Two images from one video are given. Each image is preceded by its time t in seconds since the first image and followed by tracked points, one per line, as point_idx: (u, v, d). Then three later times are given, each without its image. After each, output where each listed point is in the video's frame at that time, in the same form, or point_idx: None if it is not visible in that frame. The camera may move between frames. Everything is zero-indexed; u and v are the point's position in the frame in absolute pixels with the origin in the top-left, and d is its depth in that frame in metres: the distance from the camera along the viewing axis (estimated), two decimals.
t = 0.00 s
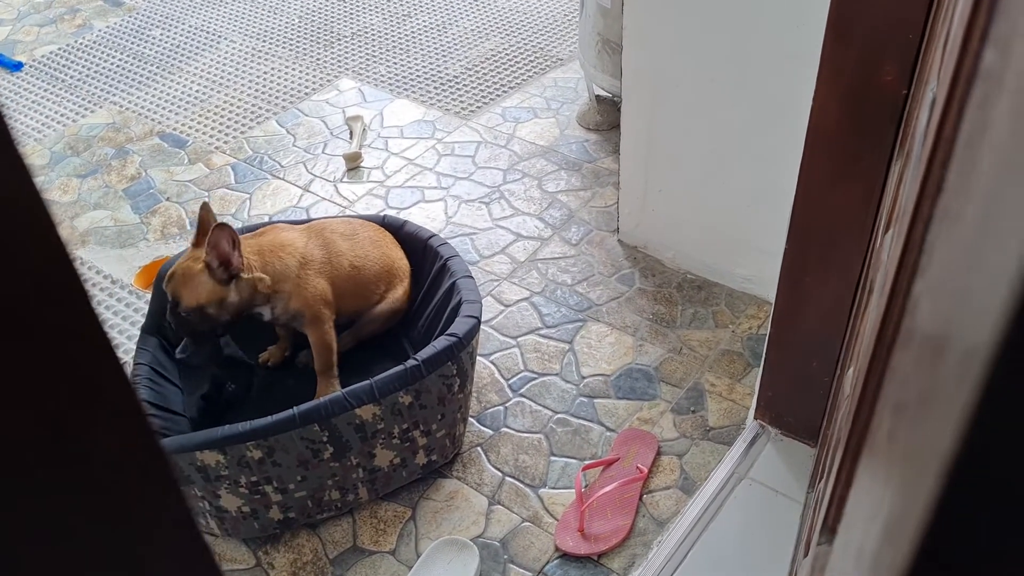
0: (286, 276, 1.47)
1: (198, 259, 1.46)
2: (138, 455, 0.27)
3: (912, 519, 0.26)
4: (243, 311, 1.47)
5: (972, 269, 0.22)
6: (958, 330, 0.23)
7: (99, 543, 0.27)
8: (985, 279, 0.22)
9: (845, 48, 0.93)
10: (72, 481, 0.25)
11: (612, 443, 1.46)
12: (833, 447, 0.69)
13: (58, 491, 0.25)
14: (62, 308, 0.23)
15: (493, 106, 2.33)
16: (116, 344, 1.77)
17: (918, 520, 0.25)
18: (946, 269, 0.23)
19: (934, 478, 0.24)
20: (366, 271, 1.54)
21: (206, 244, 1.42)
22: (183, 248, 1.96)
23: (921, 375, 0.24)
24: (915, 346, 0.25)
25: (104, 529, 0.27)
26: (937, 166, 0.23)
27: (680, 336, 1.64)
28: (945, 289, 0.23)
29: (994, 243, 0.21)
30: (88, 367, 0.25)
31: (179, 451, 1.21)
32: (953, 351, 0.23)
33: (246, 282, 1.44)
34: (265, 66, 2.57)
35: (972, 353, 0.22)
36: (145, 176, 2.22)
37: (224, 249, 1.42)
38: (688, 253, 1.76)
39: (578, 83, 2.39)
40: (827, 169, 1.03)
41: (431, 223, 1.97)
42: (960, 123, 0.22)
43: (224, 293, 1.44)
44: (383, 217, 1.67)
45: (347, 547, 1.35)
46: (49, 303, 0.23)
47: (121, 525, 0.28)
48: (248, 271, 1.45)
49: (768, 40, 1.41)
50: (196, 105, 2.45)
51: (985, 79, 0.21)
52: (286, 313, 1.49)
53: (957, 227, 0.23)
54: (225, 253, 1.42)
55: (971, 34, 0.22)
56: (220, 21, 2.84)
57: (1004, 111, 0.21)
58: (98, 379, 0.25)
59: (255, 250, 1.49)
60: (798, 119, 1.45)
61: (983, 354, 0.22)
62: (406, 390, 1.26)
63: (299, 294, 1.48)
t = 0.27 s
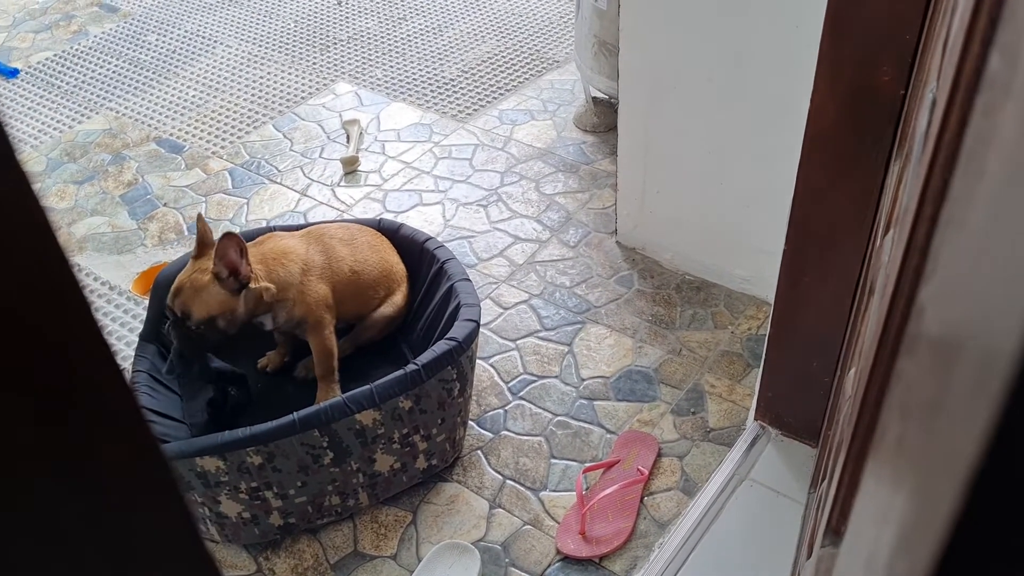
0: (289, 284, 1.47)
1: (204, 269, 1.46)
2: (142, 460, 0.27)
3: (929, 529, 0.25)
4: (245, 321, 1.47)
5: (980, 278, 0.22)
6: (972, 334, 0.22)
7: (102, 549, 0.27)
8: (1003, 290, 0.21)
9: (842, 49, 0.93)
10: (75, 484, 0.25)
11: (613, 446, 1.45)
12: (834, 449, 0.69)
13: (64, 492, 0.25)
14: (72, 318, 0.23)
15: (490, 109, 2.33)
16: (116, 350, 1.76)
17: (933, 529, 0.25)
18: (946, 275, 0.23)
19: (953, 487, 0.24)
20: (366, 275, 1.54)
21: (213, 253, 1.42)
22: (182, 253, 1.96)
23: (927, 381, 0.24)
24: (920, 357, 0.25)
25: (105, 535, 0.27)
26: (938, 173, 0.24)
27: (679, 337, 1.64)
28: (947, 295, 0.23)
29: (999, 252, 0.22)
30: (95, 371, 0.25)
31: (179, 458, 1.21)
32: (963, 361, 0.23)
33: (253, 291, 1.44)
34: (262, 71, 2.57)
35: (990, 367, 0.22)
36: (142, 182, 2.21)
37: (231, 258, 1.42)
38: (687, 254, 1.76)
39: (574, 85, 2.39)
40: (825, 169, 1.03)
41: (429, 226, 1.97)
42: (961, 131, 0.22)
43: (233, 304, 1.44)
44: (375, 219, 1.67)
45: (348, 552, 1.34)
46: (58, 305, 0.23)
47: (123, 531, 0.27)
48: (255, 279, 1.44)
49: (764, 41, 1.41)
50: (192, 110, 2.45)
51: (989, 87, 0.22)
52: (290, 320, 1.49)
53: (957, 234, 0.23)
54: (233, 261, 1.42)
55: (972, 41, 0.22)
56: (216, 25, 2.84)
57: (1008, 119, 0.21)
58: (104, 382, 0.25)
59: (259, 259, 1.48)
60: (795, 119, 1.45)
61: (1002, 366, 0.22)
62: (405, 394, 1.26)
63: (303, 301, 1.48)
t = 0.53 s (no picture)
0: (290, 292, 1.47)
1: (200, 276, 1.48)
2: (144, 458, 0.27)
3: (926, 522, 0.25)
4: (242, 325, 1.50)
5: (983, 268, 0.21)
6: (978, 334, 0.21)
7: (106, 547, 0.26)
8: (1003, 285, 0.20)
9: (841, 47, 0.93)
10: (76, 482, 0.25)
11: (612, 445, 1.45)
12: (835, 446, 0.69)
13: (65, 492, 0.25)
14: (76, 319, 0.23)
15: (487, 109, 2.32)
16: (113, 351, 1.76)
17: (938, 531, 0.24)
18: (955, 266, 0.22)
19: (956, 491, 0.23)
20: (367, 279, 1.54)
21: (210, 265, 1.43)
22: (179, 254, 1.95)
23: (936, 375, 0.23)
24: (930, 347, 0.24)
25: (108, 534, 0.26)
26: (945, 163, 0.23)
27: (678, 336, 1.64)
28: (955, 287, 0.22)
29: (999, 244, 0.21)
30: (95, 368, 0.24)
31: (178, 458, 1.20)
32: (965, 356, 0.22)
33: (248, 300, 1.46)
34: (258, 71, 2.57)
35: (998, 375, 0.21)
36: (139, 183, 2.21)
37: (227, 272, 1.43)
38: (685, 253, 1.76)
39: (571, 85, 2.39)
40: (824, 167, 1.03)
41: (426, 226, 1.96)
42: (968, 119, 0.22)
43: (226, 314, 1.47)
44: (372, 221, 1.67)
45: (347, 553, 1.34)
46: (59, 301, 0.23)
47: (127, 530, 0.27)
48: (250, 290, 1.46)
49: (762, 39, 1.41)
50: (189, 111, 2.44)
51: (996, 72, 0.21)
52: (291, 323, 1.49)
53: (967, 224, 0.22)
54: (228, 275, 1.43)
55: (981, 25, 0.22)
56: (212, 26, 2.83)
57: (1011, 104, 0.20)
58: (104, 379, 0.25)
59: (260, 268, 1.49)
60: (793, 118, 1.46)
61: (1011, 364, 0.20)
62: (405, 394, 1.26)
63: (304, 306, 1.48)
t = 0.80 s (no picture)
0: (280, 290, 1.48)
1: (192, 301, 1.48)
2: (148, 461, 0.26)
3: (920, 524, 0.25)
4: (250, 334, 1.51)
5: (1000, 256, 0.21)
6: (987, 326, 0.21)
7: (108, 552, 0.26)
8: None
9: (840, 45, 0.93)
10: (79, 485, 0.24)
11: (609, 444, 1.45)
12: (833, 444, 0.69)
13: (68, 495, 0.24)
14: (79, 315, 0.22)
15: (484, 109, 2.32)
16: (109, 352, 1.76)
17: (947, 525, 0.24)
18: (962, 256, 0.22)
19: (973, 481, 0.22)
20: (361, 279, 1.53)
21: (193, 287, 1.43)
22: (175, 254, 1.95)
23: (942, 370, 0.23)
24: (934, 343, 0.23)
25: (112, 538, 0.26)
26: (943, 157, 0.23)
27: (676, 335, 1.64)
28: (962, 279, 0.22)
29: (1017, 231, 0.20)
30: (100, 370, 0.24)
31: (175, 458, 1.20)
32: (980, 348, 0.21)
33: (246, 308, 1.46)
34: (255, 71, 2.56)
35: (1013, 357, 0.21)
36: (135, 183, 2.21)
37: (211, 287, 1.43)
38: (682, 253, 1.76)
39: (568, 85, 2.39)
40: (821, 166, 1.03)
41: (423, 226, 1.96)
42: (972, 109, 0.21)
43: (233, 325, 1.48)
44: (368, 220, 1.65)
45: (345, 553, 1.34)
46: (66, 294, 0.22)
47: (131, 532, 0.26)
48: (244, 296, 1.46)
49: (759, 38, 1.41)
50: (186, 111, 2.44)
51: (1004, 60, 0.20)
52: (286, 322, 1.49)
53: (974, 214, 0.22)
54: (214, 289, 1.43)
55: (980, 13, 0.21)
56: (209, 26, 2.83)
57: None
58: (108, 382, 0.24)
59: (245, 271, 1.49)
60: (791, 117, 1.46)
61: None
62: (402, 394, 1.26)
63: (295, 304, 1.48)
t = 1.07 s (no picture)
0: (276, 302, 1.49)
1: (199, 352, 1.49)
2: (143, 458, 0.26)
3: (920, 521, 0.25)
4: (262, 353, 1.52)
5: (1002, 249, 0.20)
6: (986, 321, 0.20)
7: (106, 550, 0.25)
8: None
9: (836, 43, 0.93)
10: (77, 484, 0.24)
11: (606, 443, 1.45)
12: (830, 442, 0.69)
13: (65, 494, 0.24)
14: (71, 313, 0.22)
15: (481, 108, 2.32)
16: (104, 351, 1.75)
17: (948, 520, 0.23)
18: (964, 246, 0.22)
19: (972, 485, 0.21)
20: (353, 280, 1.53)
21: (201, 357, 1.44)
22: (171, 253, 1.94)
23: (942, 364, 0.22)
24: (936, 336, 0.23)
25: (108, 535, 0.25)
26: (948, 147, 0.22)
27: (672, 334, 1.64)
28: (966, 270, 0.21)
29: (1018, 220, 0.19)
30: (96, 368, 0.23)
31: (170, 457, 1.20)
32: (984, 345, 0.20)
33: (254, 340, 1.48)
34: (251, 70, 2.56)
35: (1014, 355, 0.19)
36: (131, 182, 2.20)
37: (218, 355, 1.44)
38: (679, 252, 1.76)
39: (565, 84, 2.39)
40: (817, 165, 1.03)
41: (420, 225, 1.96)
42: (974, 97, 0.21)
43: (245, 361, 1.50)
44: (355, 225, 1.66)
45: (340, 552, 1.34)
46: (63, 291, 0.22)
47: (127, 529, 0.26)
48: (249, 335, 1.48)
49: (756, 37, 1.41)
50: (181, 110, 2.43)
51: (1007, 45, 0.20)
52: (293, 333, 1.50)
53: (974, 204, 0.21)
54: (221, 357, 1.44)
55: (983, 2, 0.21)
56: (205, 25, 2.82)
57: None
58: (104, 379, 0.24)
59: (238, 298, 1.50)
60: (787, 116, 1.46)
61: None
62: (399, 394, 1.25)
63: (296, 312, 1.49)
